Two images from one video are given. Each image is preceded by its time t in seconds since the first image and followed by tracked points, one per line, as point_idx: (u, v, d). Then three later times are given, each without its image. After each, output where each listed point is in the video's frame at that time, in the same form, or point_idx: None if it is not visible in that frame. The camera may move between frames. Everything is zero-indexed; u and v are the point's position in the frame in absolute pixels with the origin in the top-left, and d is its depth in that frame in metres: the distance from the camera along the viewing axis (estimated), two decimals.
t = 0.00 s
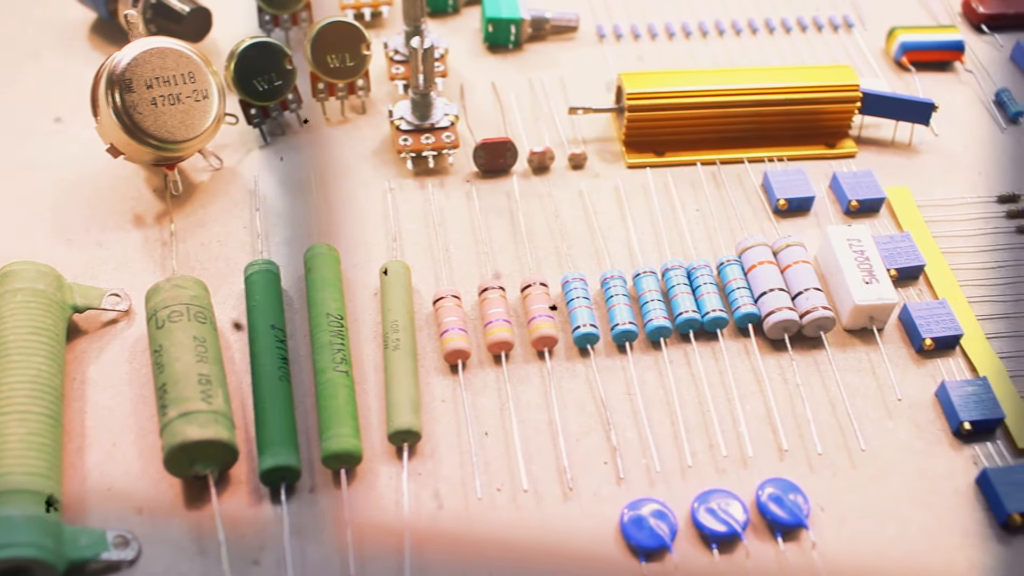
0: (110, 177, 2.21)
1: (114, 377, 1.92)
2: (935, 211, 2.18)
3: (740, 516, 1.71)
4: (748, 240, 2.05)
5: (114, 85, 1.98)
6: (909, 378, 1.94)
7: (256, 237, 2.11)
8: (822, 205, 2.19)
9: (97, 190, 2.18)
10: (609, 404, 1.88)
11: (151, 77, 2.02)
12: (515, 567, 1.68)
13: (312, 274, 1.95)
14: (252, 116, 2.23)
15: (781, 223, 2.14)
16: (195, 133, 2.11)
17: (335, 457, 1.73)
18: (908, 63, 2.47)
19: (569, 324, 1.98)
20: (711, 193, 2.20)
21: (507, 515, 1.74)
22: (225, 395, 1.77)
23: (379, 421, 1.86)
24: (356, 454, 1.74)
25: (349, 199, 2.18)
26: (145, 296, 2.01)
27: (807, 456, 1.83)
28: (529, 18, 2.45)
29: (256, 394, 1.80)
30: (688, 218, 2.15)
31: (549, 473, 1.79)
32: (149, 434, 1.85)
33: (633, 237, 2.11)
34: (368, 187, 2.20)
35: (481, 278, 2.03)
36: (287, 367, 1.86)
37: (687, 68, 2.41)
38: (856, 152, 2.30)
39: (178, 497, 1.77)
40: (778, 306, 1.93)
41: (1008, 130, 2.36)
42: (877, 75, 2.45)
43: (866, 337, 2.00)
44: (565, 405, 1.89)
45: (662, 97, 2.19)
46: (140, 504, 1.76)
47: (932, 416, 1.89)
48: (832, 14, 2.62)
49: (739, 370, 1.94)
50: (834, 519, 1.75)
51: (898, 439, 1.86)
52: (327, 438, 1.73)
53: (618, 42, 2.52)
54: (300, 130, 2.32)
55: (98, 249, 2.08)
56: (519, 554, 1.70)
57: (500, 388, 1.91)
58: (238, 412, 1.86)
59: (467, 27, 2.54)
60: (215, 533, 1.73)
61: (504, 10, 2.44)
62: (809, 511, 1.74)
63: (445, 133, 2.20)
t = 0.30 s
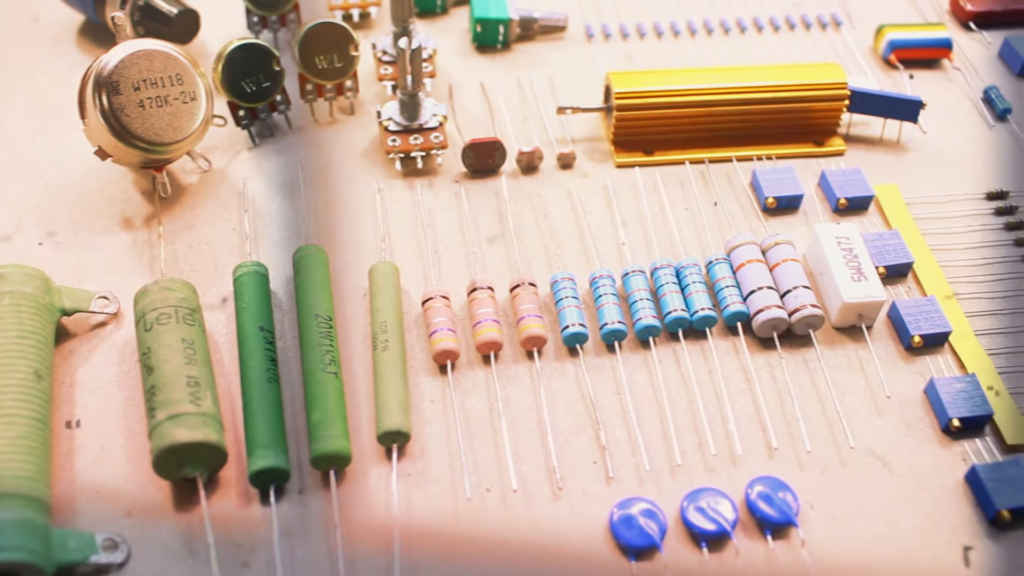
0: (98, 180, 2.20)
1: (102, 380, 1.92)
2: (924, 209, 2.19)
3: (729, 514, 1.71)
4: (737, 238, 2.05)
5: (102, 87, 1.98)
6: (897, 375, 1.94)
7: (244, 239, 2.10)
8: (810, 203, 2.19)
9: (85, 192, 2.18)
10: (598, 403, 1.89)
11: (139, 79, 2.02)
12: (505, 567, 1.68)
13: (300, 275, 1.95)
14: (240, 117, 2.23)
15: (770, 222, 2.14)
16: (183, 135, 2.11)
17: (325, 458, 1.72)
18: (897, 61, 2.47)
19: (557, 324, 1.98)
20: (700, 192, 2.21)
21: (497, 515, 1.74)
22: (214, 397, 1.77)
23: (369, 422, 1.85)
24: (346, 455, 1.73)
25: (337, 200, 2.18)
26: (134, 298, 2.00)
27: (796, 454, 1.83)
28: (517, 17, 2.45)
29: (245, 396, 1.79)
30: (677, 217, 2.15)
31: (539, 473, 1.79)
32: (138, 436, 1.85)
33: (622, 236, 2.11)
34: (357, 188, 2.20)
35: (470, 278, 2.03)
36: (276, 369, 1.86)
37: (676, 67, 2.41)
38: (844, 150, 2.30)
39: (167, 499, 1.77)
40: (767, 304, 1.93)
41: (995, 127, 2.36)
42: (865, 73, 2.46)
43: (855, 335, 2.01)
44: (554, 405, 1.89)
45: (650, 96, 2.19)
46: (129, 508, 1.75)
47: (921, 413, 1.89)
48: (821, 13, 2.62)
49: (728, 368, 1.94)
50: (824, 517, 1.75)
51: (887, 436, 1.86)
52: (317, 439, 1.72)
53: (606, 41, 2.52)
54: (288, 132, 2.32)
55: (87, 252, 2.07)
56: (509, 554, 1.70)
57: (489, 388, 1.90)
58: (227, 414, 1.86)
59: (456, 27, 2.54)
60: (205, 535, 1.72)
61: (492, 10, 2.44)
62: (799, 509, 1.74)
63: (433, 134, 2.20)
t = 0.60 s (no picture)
0: (87, 182, 2.20)
1: (91, 382, 1.91)
2: (912, 207, 2.19)
3: (719, 512, 1.71)
4: (726, 237, 2.05)
5: (89, 90, 1.98)
6: (887, 373, 1.95)
7: (234, 240, 2.10)
8: (800, 201, 2.19)
9: (74, 195, 2.17)
10: (588, 403, 1.88)
11: (127, 81, 2.01)
12: (494, 566, 1.68)
13: (288, 277, 1.95)
14: (229, 119, 2.22)
15: (759, 220, 2.15)
16: (172, 137, 2.10)
17: (314, 459, 1.72)
18: (885, 59, 2.48)
19: (547, 323, 1.98)
20: (689, 190, 2.21)
21: (486, 515, 1.74)
22: (203, 399, 1.77)
23: (358, 423, 1.85)
24: (335, 457, 1.73)
25: (326, 201, 2.17)
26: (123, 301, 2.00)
27: (785, 452, 1.83)
28: (506, 17, 2.45)
29: (234, 398, 1.79)
30: (666, 216, 2.15)
31: (528, 473, 1.79)
32: (127, 439, 1.84)
33: (611, 235, 2.11)
34: (346, 189, 2.20)
35: (459, 278, 2.03)
36: (265, 370, 1.85)
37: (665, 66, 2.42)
38: (833, 148, 2.30)
39: (157, 502, 1.76)
40: (756, 302, 1.93)
41: (984, 125, 2.37)
42: (854, 71, 2.46)
43: (844, 332, 2.01)
44: (543, 404, 1.88)
45: (639, 95, 2.19)
46: (119, 510, 1.75)
47: (910, 411, 1.90)
48: (810, 11, 2.63)
49: (718, 367, 1.94)
50: (814, 515, 1.75)
51: (877, 434, 1.86)
52: (306, 441, 1.72)
53: (595, 40, 2.52)
54: (277, 133, 2.32)
55: (76, 255, 2.07)
56: (499, 553, 1.70)
57: (479, 388, 1.90)
58: (217, 416, 1.85)
59: (445, 28, 2.54)
60: (194, 537, 1.72)
61: (481, 10, 2.44)
62: (788, 507, 1.74)
63: (422, 134, 2.20)
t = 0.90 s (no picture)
0: (75, 185, 2.19)
1: (79, 385, 1.90)
2: (900, 204, 2.19)
3: (708, 511, 1.71)
4: (714, 235, 2.05)
5: (76, 92, 1.97)
6: (876, 370, 1.95)
7: (222, 242, 2.10)
8: (788, 199, 2.20)
9: (63, 198, 2.17)
10: (577, 402, 1.88)
11: (114, 83, 2.01)
12: (483, 565, 1.68)
13: (276, 278, 1.95)
14: (218, 120, 2.22)
15: (748, 218, 2.15)
16: (160, 139, 2.10)
17: (303, 460, 1.72)
18: (873, 56, 2.48)
19: (535, 323, 1.98)
20: (678, 189, 2.21)
21: (475, 515, 1.74)
22: (191, 401, 1.76)
23: (347, 424, 1.85)
24: (324, 457, 1.73)
25: (315, 202, 2.17)
26: (111, 303, 2.00)
27: (775, 450, 1.83)
28: (494, 17, 2.45)
29: (223, 400, 1.79)
30: (654, 214, 2.16)
31: (517, 473, 1.79)
32: (116, 441, 1.84)
33: (600, 235, 2.11)
34: (335, 190, 2.20)
35: (448, 279, 2.03)
36: (254, 372, 1.85)
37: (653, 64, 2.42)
38: (822, 146, 2.31)
39: (145, 504, 1.76)
40: (744, 300, 1.94)
41: (972, 121, 2.37)
42: (842, 68, 2.47)
43: (833, 330, 2.01)
44: (533, 404, 1.88)
45: (627, 94, 2.20)
46: (108, 513, 1.74)
47: (899, 408, 1.90)
48: (797, 9, 2.63)
49: (706, 365, 1.95)
50: (803, 512, 1.75)
51: (866, 431, 1.86)
52: (294, 442, 1.72)
53: (583, 40, 2.52)
54: (266, 134, 2.31)
55: (65, 257, 2.06)
56: (488, 552, 1.69)
57: (468, 388, 1.90)
58: (205, 418, 1.85)
59: (433, 28, 2.53)
60: (183, 540, 1.71)
61: (469, 10, 2.44)
62: (777, 505, 1.74)
63: (411, 134, 2.20)
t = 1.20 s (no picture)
0: (62, 188, 2.19)
1: (68, 389, 1.90)
2: (888, 201, 2.20)
3: (697, 509, 1.71)
4: (702, 234, 2.05)
5: (62, 94, 1.97)
6: (865, 367, 1.95)
7: (210, 244, 2.10)
8: (776, 197, 2.20)
9: (50, 201, 2.16)
10: (566, 401, 1.88)
11: (100, 85, 2.00)
12: (472, 565, 1.68)
13: (264, 279, 1.95)
14: (205, 122, 2.22)
15: (736, 216, 2.15)
16: (147, 141, 2.10)
17: (291, 462, 1.72)
18: (861, 54, 2.49)
19: (524, 323, 1.98)
20: (666, 188, 2.21)
21: (464, 515, 1.74)
22: (179, 403, 1.76)
23: (336, 425, 1.85)
24: (313, 458, 1.73)
25: (303, 203, 2.17)
26: (99, 306, 1.99)
27: (763, 448, 1.83)
28: (481, 17, 2.44)
29: (212, 402, 1.78)
30: (643, 213, 2.16)
31: (506, 473, 1.79)
32: (104, 444, 1.83)
33: (588, 234, 2.11)
34: (323, 191, 2.20)
35: (436, 279, 2.03)
36: (242, 373, 1.85)
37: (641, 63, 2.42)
38: (809, 144, 2.31)
39: (134, 507, 1.75)
40: (733, 298, 1.94)
41: (959, 118, 2.38)
42: (830, 66, 2.47)
43: (821, 327, 2.01)
44: (521, 404, 1.88)
45: (615, 93, 2.20)
46: (97, 516, 1.74)
47: (888, 404, 1.90)
48: (785, 7, 2.64)
49: (695, 363, 1.95)
50: (792, 510, 1.76)
51: (854, 428, 1.86)
52: (283, 443, 1.72)
53: (571, 39, 2.52)
54: (254, 136, 2.31)
55: (53, 260, 2.06)
56: (477, 552, 1.69)
57: (456, 388, 1.90)
58: (194, 420, 1.85)
59: (421, 28, 2.53)
60: (172, 542, 1.71)
61: (456, 10, 2.44)
62: (767, 502, 1.74)
63: (399, 134, 2.20)
